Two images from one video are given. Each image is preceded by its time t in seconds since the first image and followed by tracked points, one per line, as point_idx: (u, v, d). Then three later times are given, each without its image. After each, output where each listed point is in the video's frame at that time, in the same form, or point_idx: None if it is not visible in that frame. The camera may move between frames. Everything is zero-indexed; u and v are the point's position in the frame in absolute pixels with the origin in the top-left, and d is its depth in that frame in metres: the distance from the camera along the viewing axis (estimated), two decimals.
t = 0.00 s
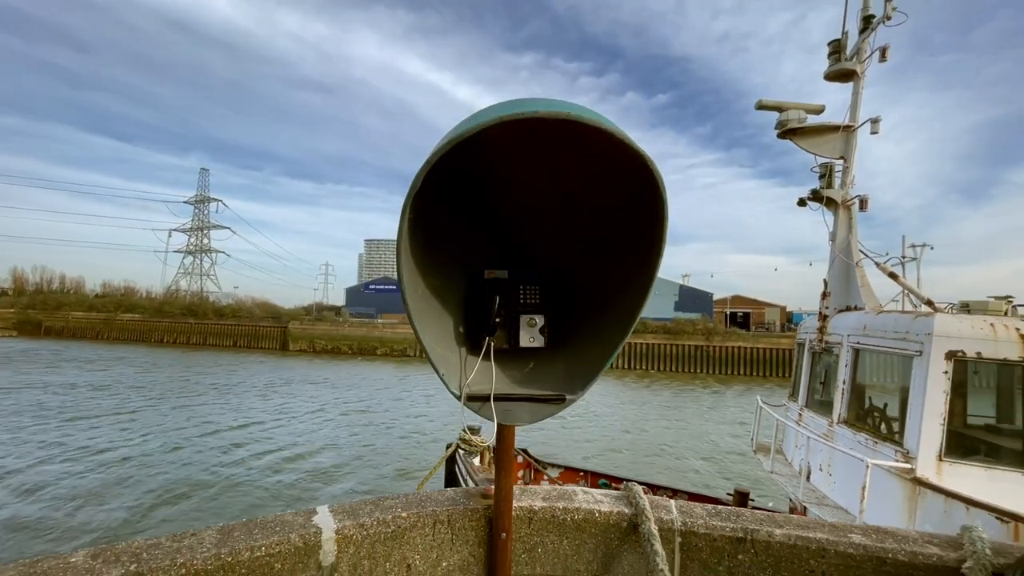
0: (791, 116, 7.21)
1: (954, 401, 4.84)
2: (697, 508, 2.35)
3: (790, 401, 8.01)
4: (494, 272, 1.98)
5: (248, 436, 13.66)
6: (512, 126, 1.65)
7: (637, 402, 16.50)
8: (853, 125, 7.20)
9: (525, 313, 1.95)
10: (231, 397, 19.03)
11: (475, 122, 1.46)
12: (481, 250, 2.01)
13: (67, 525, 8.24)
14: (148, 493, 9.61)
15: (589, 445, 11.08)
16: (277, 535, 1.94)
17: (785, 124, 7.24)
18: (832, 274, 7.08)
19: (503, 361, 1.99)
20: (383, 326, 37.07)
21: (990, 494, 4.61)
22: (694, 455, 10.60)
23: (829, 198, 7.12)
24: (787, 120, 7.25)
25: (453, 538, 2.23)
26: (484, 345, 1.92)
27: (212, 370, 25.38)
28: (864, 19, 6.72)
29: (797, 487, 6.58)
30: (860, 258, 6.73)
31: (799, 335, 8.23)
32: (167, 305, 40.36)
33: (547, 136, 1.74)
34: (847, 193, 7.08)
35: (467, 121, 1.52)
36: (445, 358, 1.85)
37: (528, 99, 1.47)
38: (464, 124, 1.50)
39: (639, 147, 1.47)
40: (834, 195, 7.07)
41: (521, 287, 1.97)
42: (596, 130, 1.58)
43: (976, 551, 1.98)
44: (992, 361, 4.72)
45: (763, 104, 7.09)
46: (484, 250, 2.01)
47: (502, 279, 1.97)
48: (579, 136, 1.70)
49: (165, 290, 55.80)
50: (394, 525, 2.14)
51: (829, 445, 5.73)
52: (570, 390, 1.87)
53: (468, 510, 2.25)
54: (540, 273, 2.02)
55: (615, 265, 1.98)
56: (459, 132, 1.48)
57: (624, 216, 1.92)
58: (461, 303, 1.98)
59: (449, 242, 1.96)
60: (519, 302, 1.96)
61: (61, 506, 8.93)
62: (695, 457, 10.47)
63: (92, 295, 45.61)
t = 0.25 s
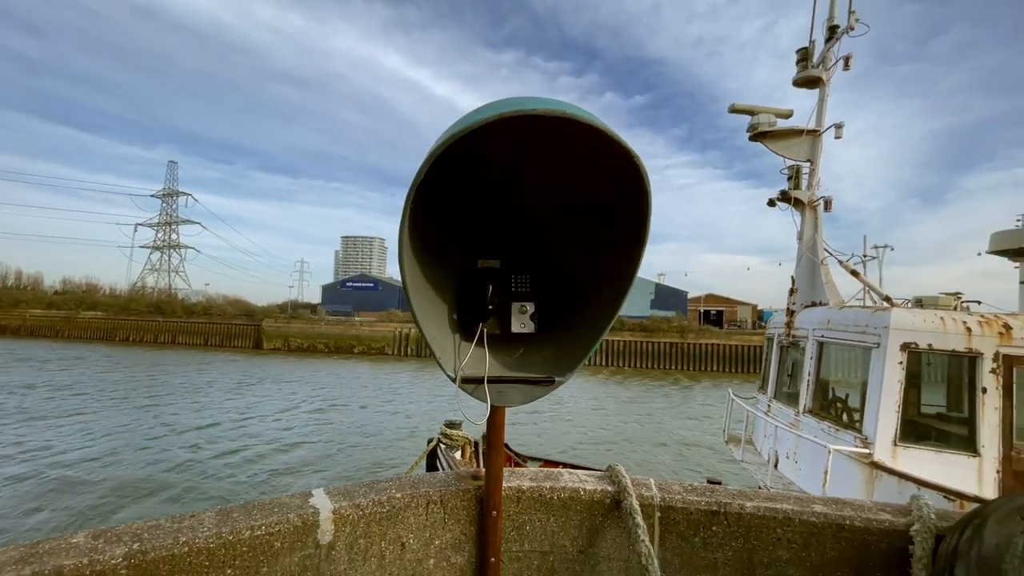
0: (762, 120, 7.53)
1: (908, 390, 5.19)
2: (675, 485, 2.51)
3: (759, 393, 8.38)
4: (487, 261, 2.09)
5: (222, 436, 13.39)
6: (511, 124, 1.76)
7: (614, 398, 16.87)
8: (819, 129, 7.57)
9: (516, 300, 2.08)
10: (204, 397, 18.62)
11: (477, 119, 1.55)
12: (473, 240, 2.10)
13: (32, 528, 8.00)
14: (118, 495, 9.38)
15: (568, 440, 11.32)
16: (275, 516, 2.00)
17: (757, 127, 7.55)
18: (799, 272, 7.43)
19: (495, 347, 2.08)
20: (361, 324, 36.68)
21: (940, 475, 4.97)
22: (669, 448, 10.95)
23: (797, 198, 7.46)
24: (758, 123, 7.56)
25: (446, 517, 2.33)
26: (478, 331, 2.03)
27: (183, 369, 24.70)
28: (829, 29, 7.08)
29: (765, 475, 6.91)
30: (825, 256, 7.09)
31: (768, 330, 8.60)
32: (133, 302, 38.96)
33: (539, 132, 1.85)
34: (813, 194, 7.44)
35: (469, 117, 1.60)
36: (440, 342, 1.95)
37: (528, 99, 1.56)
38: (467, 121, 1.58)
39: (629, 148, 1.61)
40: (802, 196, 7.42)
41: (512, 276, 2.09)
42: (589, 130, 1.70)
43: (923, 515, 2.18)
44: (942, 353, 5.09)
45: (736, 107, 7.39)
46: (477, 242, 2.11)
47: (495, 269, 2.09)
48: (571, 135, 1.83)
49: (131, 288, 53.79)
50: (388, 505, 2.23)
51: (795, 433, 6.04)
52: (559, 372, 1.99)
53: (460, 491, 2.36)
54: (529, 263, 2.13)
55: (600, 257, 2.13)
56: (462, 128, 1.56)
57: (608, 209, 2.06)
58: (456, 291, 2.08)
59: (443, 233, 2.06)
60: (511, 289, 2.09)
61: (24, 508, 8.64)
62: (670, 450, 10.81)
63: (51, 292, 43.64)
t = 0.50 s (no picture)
0: (727, 120, 7.85)
1: (856, 377, 5.59)
2: (640, 461, 2.70)
3: (723, 382, 8.78)
4: (466, 253, 2.21)
5: (189, 432, 13.06)
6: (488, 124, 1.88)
7: (586, 390, 17.28)
8: (779, 131, 7.95)
9: (493, 289, 2.21)
10: (169, 393, 18.08)
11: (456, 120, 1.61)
12: (453, 231, 2.22)
13: None
14: (80, 495, 9.11)
15: (541, 432, 11.58)
16: (262, 496, 2.08)
17: (722, 127, 7.87)
18: (761, 266, 7.82)
19: (473, 333, 2.20)
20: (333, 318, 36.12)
21: (883, 454, 5.40)
22: (639, 437, 11.35)
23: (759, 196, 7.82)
24: (723, 124, 7.88)
25: (426, 496, 2.46)
26: (458, 318, 2.15)
27: (144, 365, 23.80)
28: (789, 35, 7.43)
29: (728, 459, 7.28)
30: (784, 252, 7.48)
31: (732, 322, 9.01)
32: (89, 297, 37.16)
33: (516, 130, 1.97)
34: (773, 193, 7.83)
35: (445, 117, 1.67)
36: (422, 328, 2.06)
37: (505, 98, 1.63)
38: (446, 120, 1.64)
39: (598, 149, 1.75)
40: (763, 194, 7.79)
41: (489, 266, 2.22)
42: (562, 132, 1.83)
43: (858, 483, 2.42)
44: (886, 342, 5.50)
45: (703, 108, 7.69)
46: (457, 234, 2.23)
47: (473, 260, 2.21)
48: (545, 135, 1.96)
49: (85, 281, 51.18)
50: (371, 485, 2.33)
51: (755, 418, 6.40)
52: (533, 355, 2.13)
53: (440, 471, 2.49)
54: (506, 254, 2.26)
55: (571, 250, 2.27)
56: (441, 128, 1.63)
57: (581, 200, 2.18)
58: (436, 280, 2.19)
59: (424, 224, 2.17)
60: (488, 279, 2.22)
61: None
62: (640, 439, 11.21)
63: None
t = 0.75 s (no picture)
0: (688, 123, 8.20)
1: (801, 368, 6.03)
2: (603, 448, 2.89)
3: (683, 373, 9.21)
4: (441, 253, 2.33)
5: (145, 431, 12.58)
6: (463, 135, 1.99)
7: (554, 383, 17.66)
8: (736, 135, 8.36)
9: (467, 288, 2.33)
10: (122, 391, 17.30)
11: (432, 135, 1.68)
12: (429, 232, 2.33)
13: None
14: (26, 499, 8.70)
15: (510, 425, 11.81)
16: (242, 489, 2.15)
17: (684, 130, 8.22)
18: (718, 263, 8.24)
19: (448, 330, 2.33)
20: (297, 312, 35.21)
21: (824, 439, 5.87)
22: (604, 428, 11.75)
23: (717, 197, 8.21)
24: (685, 126, 8.23)
25: (401, 484, 2.57)
26: (433, 316, 2.27)
27: (92, 362, 22.57)
28: (746, 44, 7.82)
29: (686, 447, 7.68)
30: (739, 250, 7.92)
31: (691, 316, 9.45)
32: (28, 289, 34.84)
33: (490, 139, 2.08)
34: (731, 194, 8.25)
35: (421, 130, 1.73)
36: (399, 326, 2.16)
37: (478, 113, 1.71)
38: (420, 135, 1.71)
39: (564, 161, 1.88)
40: (721, 195, 8.19)
41: (463, 266, 2.34)
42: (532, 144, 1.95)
43: (794, 462, 2.69)
44: (829, 335, 5.97)
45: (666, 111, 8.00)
46: (432, 235, 2.34)
47: (448, 260, 2.33)
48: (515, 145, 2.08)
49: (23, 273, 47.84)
50: (348, 476, 2.43)
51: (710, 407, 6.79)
52: (504, 350, 2.27)
53: (415, 461, 2.61)
54: (479, 254, 2.39)
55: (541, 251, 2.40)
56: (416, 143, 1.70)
57: (552, 204, 2.30)
58: (413, 280, 2.30)
59: (401, 226, 2.27)
60: (462, 279, 2.34)
61: None
62: (605, 430, 11.61)
63: None
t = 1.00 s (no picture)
0: (652, 127, 8.53)
1: (754, 361, 6.46)
2: (567, 436, 3.09)
3: (646, 367, 9.59)
4: (414, 254, 2.46)
5: (101, 432, 12.10)
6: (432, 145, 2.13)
7: (525, 379, 17.96)
8: (698, 139, 8.75)
9: (438, 287, 2.47)
10: (74, 390, 16.52)
11: (405, 146, 1.81)
12: (402, 234, 2.46)
13: None
14: None
15: (481, 420, 11.99)
16: (221, 480, 2.23)
17: (648, 133, 8.54)
18: (680, 262, 8.62)
19: (421, 327, 2.47)
20: (262, 310, 34.23)
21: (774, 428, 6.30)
22: (572, 421, 12.10)
23: (679, 199, 8.58)
24: (649, 130, 8.55)
25: (376, 474, 2.70)
26: (407, 314, 2.41)
27: (39, 361, 21.36)
28: (707, 53, 8.20)
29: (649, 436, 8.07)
30: (699, 250, 8.31)
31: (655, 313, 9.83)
32: None
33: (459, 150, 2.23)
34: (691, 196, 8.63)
35: (395, 140, 1.86)
36: (373, 323, 2.29)
37: (448, 126, 1.84)
38: (393, 146, 1.84)
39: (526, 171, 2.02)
40: (683, 197, 8.55)
41: (435, 266, 2.47)
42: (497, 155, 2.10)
43: (737, 445, 2.96)
44: (778, 331, 6.41)
45: (632, 115, 8.30)
46: (405, 237, 2.47)
47: (420, 260, 2.46)
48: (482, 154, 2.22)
49: None
50: (325, 466, 2.54)
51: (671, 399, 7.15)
52: (474, 345, 2.43)
53: (389, 452, 2.74)
54: (450, 255, 2.53)
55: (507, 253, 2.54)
56: (390, 153, 1.82)
57: (518, 209, 2.45)
58: (386, 279, 2.42)
59: (375, 228, 2.39)
60: (434, 278, 2.47)
61: None
62: (574, 423, 11.96)
63: None
